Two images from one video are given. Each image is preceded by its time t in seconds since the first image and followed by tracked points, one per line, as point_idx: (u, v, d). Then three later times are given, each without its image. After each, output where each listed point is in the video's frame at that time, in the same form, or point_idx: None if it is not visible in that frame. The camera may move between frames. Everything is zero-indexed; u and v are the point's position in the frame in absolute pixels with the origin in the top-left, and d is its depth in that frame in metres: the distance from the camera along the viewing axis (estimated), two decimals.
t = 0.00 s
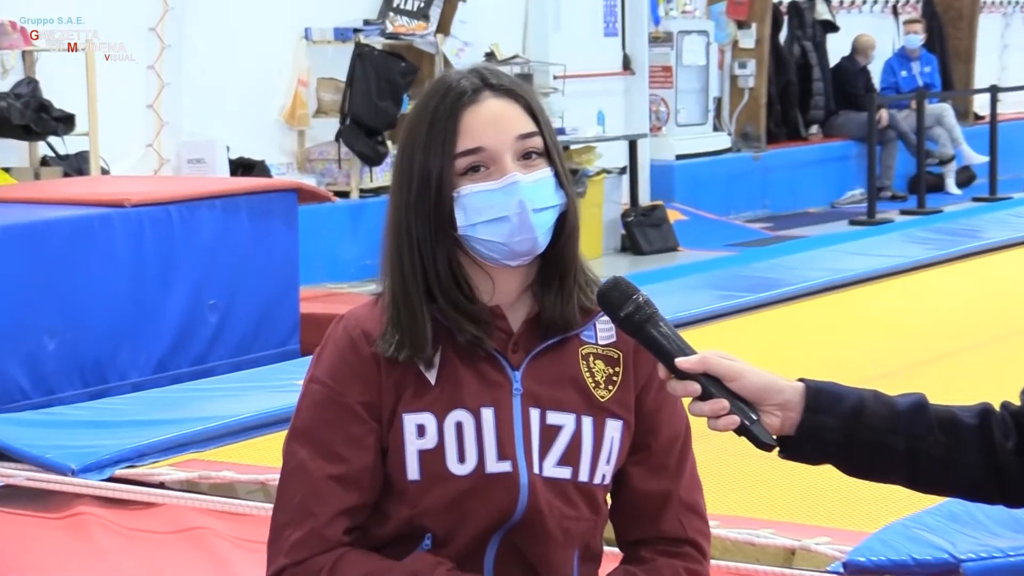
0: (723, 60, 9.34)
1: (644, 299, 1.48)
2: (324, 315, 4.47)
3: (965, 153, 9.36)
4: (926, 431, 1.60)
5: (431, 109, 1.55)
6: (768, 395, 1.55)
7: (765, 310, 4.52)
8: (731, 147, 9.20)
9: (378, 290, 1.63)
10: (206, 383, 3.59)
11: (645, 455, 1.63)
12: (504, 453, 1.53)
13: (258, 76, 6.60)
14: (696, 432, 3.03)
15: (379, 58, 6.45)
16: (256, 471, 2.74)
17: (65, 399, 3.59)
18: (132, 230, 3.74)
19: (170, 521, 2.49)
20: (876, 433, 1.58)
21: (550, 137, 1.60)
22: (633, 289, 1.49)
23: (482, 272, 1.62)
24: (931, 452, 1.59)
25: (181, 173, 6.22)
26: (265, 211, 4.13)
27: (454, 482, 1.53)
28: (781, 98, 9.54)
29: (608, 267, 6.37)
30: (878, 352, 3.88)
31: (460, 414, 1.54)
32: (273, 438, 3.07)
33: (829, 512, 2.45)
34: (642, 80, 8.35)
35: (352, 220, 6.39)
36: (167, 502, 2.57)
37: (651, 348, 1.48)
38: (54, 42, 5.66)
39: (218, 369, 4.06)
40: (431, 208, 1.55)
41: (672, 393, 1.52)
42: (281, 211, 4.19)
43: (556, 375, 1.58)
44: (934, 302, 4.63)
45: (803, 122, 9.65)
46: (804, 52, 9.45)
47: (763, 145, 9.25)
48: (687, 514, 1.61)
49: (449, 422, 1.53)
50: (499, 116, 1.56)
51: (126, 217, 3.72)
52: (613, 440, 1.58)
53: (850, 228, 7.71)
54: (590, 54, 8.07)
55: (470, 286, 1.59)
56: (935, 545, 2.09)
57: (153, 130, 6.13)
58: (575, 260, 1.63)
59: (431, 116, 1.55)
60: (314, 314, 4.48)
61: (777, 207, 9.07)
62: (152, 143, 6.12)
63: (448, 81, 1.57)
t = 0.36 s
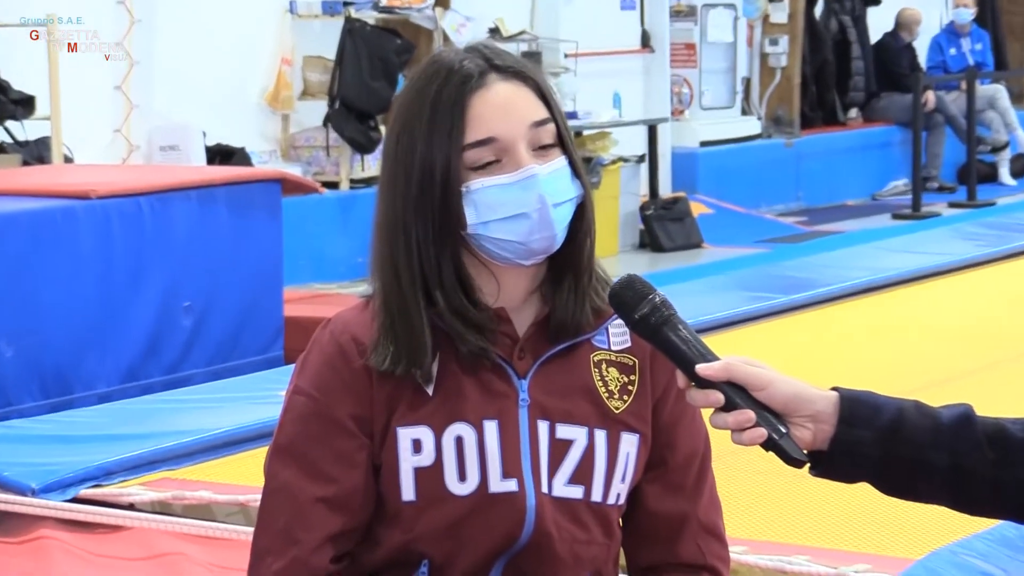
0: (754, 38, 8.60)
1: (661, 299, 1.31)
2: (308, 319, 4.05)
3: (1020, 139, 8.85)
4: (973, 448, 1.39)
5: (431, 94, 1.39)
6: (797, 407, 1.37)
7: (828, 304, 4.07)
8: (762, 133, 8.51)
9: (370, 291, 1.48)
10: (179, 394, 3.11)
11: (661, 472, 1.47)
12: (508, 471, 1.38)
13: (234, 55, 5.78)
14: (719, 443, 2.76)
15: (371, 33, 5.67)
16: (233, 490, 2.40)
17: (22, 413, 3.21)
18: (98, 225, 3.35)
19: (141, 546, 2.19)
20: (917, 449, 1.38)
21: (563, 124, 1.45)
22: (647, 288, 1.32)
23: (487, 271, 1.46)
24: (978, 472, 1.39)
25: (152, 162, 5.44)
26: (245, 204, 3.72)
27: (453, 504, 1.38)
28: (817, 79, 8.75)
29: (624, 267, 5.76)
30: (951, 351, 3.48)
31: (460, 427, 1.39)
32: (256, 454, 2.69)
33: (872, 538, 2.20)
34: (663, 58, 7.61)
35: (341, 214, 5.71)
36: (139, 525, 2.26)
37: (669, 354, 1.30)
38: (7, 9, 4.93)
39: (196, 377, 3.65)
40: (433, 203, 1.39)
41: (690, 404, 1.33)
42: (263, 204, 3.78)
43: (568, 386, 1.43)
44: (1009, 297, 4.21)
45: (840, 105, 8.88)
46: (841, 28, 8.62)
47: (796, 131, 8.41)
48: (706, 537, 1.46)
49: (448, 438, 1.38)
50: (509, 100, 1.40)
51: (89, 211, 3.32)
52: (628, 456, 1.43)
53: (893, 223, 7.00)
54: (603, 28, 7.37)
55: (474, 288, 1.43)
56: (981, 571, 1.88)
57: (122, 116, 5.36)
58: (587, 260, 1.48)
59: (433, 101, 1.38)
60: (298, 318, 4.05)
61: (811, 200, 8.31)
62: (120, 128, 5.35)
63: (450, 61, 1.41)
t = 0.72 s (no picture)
0: (783, 11, 7.90)
1: (682, 305, 1.16)
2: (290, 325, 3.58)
3: None
4: None
5: (421, 72, 1.25)
6: (833, 422, 1.24)
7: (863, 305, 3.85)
8: (792, 117, 7.78)
9: (352, 294, 1.34)
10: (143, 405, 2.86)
11: (683, 492, 1.33)
12: (506, 492, 1.24)
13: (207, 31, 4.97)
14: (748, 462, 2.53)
15: (358, 7, 4.92)
16: (206, 514, 2.07)
17: None
18: (54, 219, 2.90)
19: None
20: (967, 468, 1.25)
21: (566, 104, 1.30)
22: (667, 295, 1.18)
23: (479, 270, 1.32)
24: None
25: (116, 150, 4.67)
26: (217, 195, 3.28)
27: (447, 528, 1.24)
28: (857, 57, 8.03)
29: (641, 267, 5.55)
30: (997, 359, 3.23)
31: (453, 443, 1.25)
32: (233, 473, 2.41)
33: (916, 562, 1.98)
34: (682, 35, 6.85)
35: (328, 205, 5.05)
36: (102, 552, 1.95)
37: (690, 366, 1.15)
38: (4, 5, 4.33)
39: (162, 391, 3.19)
40: (421, 194, 1.25)
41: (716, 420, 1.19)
42: (237, 195, 3.33)
43: (572, 397, 1.28)
44: None
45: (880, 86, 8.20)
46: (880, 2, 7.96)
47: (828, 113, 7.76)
48: (738, 563, 1.31)
49: (440, 455, 1.24)
50: (505, 79, 1.26)
51: (43, 202, 2.87)
52: (642, 475, 1.28)
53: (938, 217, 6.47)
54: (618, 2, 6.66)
55: (467, 288, 1.29)
56: None
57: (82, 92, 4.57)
58: (593, 259, 1.33)
59: (420, 80, 1.24)
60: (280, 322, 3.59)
61: (848, 190, 7.67)
62: (80, 111, 4.56)
63: (441, 36, 1.27)
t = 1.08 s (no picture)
0: (788, 9, 7.88)
1: (685, 305, 1.14)
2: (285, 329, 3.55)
3: None
4: None
5: (432, 68, 1.22)
6: (839, 424, 1.21)
7: (869, 309, 3.84)
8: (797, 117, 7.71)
9: (349, 298, 1.32)
10: (133, 410, 2.85)
11: (681, 501, 1.30)
12: (505, 500, 1.22)
13: (198, 31, 4.95)
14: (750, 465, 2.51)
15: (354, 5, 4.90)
16: (198, 522, 2.05)
17: None
18: (44, 223, 2.87)
19: None
20: (973, 474, 1.23)
21: (576, 109, 1.28)
22: (670, 296, 1.15)
23: (481, 274, 1.29)
24: None
25: (107, 151, 4.63)
26: (210, 197, 3.25)
27: (445, 535, 1.22)
28: (862, 56, 8.02)
29: (642, 270, 5.52)
30: (1004, 362, 3.22)
31: (451, 449, 1.23)
32: (226, 480, 2.38)
33: (912, 565, 1.97)
34: (684, 31, 6.82)
35: (322, 206, 5.02)
36: (91, 560, 1.94)
37: (694, 368, 1.13)
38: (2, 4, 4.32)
39: (156, 396, 3.16)
40: (427, 195, 1.23)
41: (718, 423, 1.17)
42: (230, 198, 3.30)
43: (572, 403, 1.26)
44: None
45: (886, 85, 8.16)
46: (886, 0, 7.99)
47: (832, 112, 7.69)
48: None
49: (439, 461, 1.22)
50: (519, 79, 1.24)
51: (34, 205, 2.84)
52: (640, 483, 1.26)
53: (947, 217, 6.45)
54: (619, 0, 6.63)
55: (467, 293, 1.27)
56: None
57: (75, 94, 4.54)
58: (599, 266, 1.31)
59: (430, 76, 1.22)
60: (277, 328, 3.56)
61: (854, 190, 7.63)
62: (71, 112, 4.53)
63: (452, 33, 1.25)
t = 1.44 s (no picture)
0: (787, 12, 7.89)
1: (687, 309, 1.14)
2: (284, 329, 3.56)
3: None
4: None
5: (446, 71, 1.22)
6: (842, 428, 1.21)
7: (869, 310, 3.84)
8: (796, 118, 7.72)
9: (353, 298, 1.32)
10: (132, 412, 2.85)
11: (685, 504, 1.30)
12: (507, 502, 1.22)
13: (198, 33, 4.95)
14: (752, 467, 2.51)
15: (354, 5, 4.89)
16: (198, 523, 2.05)
17: None
18: (44, 224, 2.87)
19: None
20: (975, 475, 1.23)
21: (590, 118, 1.28)
22: (669, 300, 1.15)
23: (487, 278, 1.29)
24: None
25: (107, 152, 4.62)
26: (210, 198, 3.25)
27: (446, 536, 1.22)
28: (862, 58, 8.01)
29: (641, 271, 5.52)
30: (1004, 363, 3.21)
31: (453, 451, 1.23)
32: (225, 481, 2.38)
33: (914, 567, 1.97)
34: (684, 33, 6.82)
35: (321, 208, 5.02)
36: (90, 561, 1.94)
37: (696, 372, 1.13)
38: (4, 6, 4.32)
39: (155, 398, 3.16)
40: (437, 198, 1.23)
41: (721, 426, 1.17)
42: (231, 200, 3.31)
43: (573, 407, 1.26)
44: None
45: (885, 87, 8.17)
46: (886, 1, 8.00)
47: (832, 113, 7.70)
48: None
49: (442, 463, 1.22)
50: (534, 86, 1.23)
51: (32, 207, 2.84)
52: (642, 486, 1.26)
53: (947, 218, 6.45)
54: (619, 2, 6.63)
55: (474, 296, 1.27)
56: None
57: (76, 96, 4.54)
58: (607, 273, 1.31)
59: (445, 79, 1.22)
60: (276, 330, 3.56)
61: (854, 192, 7.63)
62: (70, 113, 4.53)
63: (468, 37, 1.24)
